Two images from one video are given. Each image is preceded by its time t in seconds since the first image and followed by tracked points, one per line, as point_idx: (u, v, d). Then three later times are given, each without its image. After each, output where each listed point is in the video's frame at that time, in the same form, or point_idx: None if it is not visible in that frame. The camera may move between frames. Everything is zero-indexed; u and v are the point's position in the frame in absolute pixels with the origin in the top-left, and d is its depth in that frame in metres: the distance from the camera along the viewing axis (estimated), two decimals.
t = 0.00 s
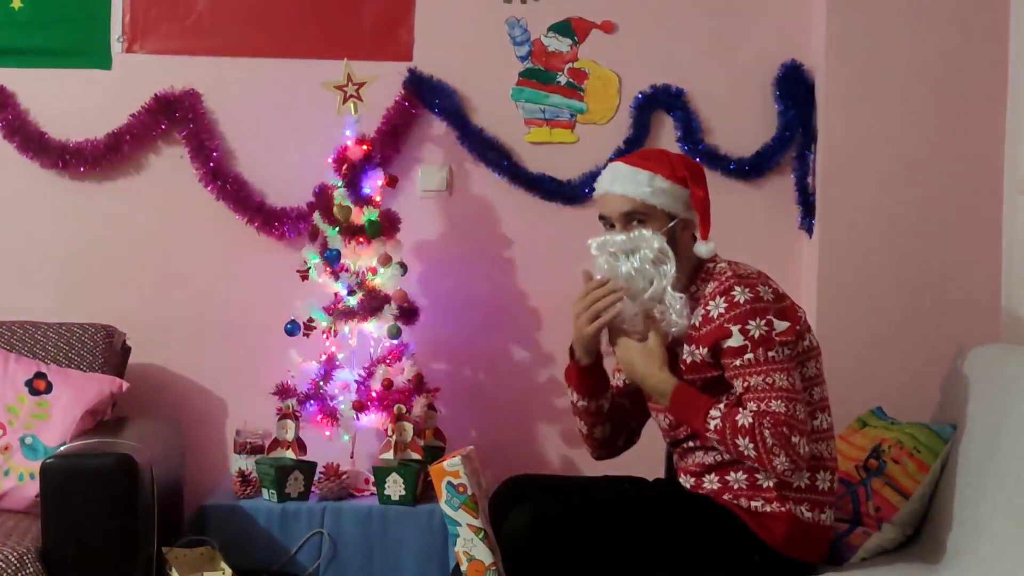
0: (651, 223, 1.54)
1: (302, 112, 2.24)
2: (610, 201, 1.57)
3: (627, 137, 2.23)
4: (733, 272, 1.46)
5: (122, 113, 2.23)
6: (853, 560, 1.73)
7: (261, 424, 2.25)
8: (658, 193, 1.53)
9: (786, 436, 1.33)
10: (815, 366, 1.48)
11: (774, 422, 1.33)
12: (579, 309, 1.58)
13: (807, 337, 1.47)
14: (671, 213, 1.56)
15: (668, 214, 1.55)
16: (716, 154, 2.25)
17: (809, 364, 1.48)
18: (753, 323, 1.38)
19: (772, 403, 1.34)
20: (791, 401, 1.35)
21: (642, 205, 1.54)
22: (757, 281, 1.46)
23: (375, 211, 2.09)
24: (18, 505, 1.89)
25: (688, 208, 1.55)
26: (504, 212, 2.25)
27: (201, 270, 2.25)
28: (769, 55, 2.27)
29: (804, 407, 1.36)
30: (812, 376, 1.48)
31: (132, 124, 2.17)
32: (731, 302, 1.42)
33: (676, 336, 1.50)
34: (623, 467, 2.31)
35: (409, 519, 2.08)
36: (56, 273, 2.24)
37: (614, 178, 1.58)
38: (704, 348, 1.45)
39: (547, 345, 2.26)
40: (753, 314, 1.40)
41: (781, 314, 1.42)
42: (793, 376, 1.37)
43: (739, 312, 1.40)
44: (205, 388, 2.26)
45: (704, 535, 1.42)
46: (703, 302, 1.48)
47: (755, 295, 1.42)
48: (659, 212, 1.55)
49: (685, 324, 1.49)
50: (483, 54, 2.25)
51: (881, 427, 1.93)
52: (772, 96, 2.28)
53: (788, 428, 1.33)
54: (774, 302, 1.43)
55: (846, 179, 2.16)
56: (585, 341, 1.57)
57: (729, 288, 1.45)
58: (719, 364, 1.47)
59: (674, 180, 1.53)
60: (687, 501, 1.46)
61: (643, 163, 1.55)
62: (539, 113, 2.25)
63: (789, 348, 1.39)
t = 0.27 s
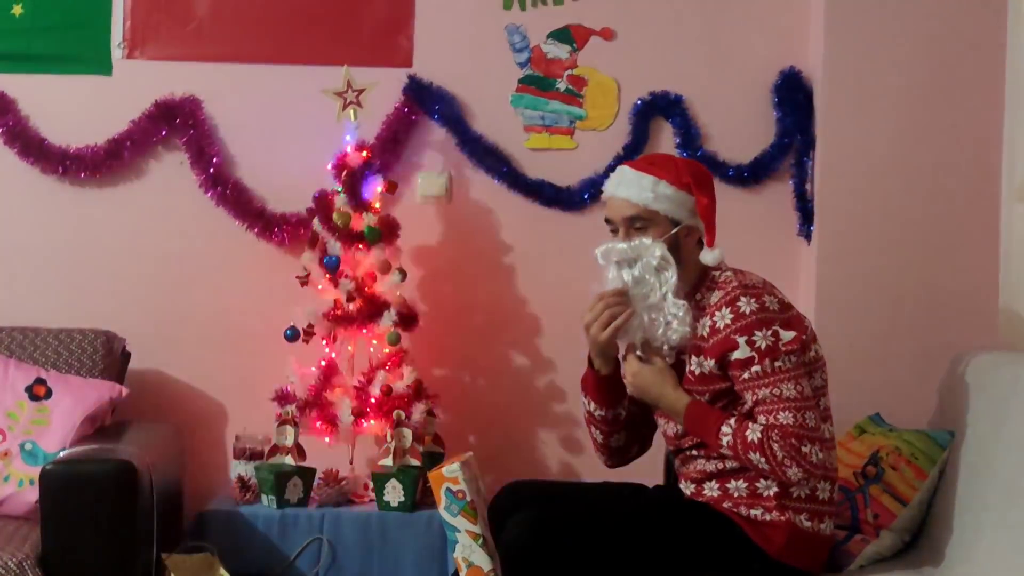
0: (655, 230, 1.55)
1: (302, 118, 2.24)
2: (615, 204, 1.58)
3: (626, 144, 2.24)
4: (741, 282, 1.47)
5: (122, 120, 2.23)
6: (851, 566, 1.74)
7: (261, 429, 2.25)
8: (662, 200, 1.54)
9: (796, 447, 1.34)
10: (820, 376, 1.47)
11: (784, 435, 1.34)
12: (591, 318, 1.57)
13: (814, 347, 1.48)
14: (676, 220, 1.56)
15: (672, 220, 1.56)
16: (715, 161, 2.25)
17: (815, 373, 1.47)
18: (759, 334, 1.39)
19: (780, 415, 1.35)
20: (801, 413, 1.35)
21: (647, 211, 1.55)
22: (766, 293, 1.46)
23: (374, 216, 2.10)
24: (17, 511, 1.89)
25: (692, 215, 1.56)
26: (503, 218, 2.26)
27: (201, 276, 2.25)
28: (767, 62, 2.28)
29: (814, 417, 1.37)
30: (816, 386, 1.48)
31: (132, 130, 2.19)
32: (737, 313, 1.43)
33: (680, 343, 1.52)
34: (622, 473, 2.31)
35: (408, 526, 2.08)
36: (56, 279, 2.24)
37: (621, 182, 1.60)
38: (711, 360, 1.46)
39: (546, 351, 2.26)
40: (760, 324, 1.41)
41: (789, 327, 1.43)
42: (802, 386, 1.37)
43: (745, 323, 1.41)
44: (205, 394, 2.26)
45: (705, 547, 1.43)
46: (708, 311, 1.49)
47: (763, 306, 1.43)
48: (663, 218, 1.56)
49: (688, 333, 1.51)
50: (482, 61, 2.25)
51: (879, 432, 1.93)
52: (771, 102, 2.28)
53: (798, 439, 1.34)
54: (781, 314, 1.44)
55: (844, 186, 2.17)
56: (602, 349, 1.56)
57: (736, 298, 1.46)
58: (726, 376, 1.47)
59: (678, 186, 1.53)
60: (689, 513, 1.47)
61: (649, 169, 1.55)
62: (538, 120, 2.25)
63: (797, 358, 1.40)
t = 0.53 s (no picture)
0: (657, 230, 1.56)
1: (306, 119, 2.25)
2: (618, 204, 1.60)
3: (630, 146, 2.24)
4: (744, 283, 1.47)
5: (127, 121, 2.24)
6: (854, 567, 1.75)
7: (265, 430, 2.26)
8: (664, 199, 1.55)
9: (798, 449, 1.35)
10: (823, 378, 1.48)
11: (785, 437, 1.35)
12: (586, 324, 1.63)
13: (817, 349, 1.48)
14: (679, 220, 1.57)
15: (674, 220, 1.57)
16: (719, 162, 2.26)
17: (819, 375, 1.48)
18: (763, 336, 1.39)
19: (782, 417, 1.36)
20: (804, 416, 1.36)
21: (649, 211, 1.56)
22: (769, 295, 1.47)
23: (379, 217, 2.10)
24: (23, 511, 1.90)
25: (695, 215, 1.56)
26: (507, 219, 2.26)
27: (205, 277, 2.26)
28: (771, 63, 2.28)
29: (817, 419, 1.37)
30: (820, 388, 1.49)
31: (138, 132, 2.19)
32: (741, 315, 1.43)
33: (683, 349, 1.52)
34: (626, 474, 2.31)
35: (412, 526, 2.09)
36: (61, 280, 2.25)
37: (625, 183, 1.62)
38: (715, 362, 1.46)
39: (550, 352, 2.26)
40: (763, 326, 1.41)
41: (793, 329, 1.43)
42: (805, 388, 1.38)
43: (749, 325, 1.42)
44: (210, 394, 2.27)
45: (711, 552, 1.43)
46: (711, 312, 1.50)
47: (766, 307, 1.43)
48: (665, 218, 1.57)
49: (691, 338, 1.51)
50: (486, 62, 2.26)
51: (883, 434, 1.93)
52: (775, 104, 2.28)
53: (800, 442, 1.35)
54: (785, 316, 1.44)
55: (848, 188, 2.17)
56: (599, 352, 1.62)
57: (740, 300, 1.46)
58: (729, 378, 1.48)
59: (680, 185, 1.55)
60: (694, 517, 1.46)
61: (652, 169, 1.57)
62: (542, 121, 2.25)
63: (800, 360, 1.40)
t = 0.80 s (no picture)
0: (658, 233, 1.57)
1: (312, 120, 2.25)
2: (621, 207, 1.61)
3: (636, 146, 2.24)
4: (747, 284, 1.47)
5: (133, 122, 2.24)
6: (860, 568, 1.76)
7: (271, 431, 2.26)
8: (665, 203, 1.55)
9: (799, 450, 1.35)
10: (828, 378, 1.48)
11: (788, 438, 1.35)
12: (593, 327, 1.63)
13: (822, 349, 1.48)
14: (681, 223, 1.57)
15: (676, 223, 1.57)
16: (725, 163, 2.26)
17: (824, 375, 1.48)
18: (766, 336, 1.39)
19: (784, 418, 1.36)
20: (807, 417, 1.36)
21: (650, 214, 1.56)
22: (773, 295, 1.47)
23: (384, 218, 2.10)
24: (30, 511, 1.90)
25: (697, 218, 1.56)
26: (513, 220, 2.26)
27: (211, 278, 2.26)
28: (777, 64, 2.28)
29: (820, 419, 1.37)
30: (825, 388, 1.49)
31: (144, 132, 2.19)
32: (745, 315, 1.43)
33: (688, 351, 1.52)
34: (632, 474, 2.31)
35: (418, 527, 2.09)
36: (67, 281, 2.25)
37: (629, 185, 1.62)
38: (720, 362, 1.46)
39: (556, 353, 2.27)
40: (767, 326, 1.41)
41: (796, 329, 1.43)
42: (808, 388, 1.38)
43: (752, 325, 1.42)
44: (216, 395, 2.27)
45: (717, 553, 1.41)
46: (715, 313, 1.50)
47: (770, 308, 1.43)
48: (666, 221, 1.56)
49: (696, 339, 1.51)
50: (492, 63, 2.26)
51: (889, 434, 1.93)
52: (781, 105, 2.28)
53: (802, 442, 1.35)
54: (789, 316, 1.44)
55: (854, 189, 2.17)
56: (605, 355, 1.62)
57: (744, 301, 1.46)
58: (733, 378, 1.47)
59: (680, 188, 1.54)
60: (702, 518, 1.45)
61: (653, 172, 1.57)
62: (548, 122, 2.26)
63: (804, 360, 1.40)
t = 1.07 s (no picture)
0: (665, 235, 1.55)
1: (320, 120, 2.24)
2: (627, 210, 1.59)
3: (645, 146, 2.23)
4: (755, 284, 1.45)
5: (141, 121, 2.24)
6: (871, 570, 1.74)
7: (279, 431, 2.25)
8: (671, 204, 1.53)
9: (807, 451, 1.33)
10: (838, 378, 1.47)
11: (796, 440, 1.34)
12: (599, 331, 1.62)
13: (832, 350, 1.46)
14: (688, 224, 1.55)
15: (683, 224, 1.55)
16: (734, 163, 2.25)
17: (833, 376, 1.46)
18: (774, 337, 1.38)
19: (792, 419, 1.35)
20: (815, 419, 1.34)
21: (656, 216, 1.55)
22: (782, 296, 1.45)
23: (393, 218, 2.09)
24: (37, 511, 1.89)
25: (704, 218, 1.54)
26: (521, 220, 2.26)
27: (219, 278, 2.25)
28: (786, 64, 2.28)
29: (828, 420, 1.36)
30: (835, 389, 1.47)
31: (152, 132, 2.18)
32: (753, 316, 1.42)
33: (698, 352, 1.53)
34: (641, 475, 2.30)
35: (426, 528, 2.08)
36: (74, 281, 2.25)
37: (634, 188, 1.60)
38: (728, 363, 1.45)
39: (564, 353, 2.26)
40: (775, 327, 1.40)
41: (805, 330, 1.41)
42: (816, 390, 1.37)
43: (761, 326, 1.41)
44: (223, 395, 2.27)
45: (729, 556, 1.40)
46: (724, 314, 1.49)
47: (778, 308, 1.42)
48: (673, 222, 1.55)
49: (705, 339, 1.52)
50: (500, 62, 2.25)
51: (899, 436, 1.92)
52: (790, 105, 2.27)
53: (809, 444, 1.34)
54: (798, 317, 1.43)
55: (864, 189, 2.16)
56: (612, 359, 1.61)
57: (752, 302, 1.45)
58: (742, 379, 1.47)
59: (687, 189, 1.52)
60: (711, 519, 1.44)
61: (658, 173, 1.55)
62: (556, 122, 2.25)
63: (812, 361, 1.39)
